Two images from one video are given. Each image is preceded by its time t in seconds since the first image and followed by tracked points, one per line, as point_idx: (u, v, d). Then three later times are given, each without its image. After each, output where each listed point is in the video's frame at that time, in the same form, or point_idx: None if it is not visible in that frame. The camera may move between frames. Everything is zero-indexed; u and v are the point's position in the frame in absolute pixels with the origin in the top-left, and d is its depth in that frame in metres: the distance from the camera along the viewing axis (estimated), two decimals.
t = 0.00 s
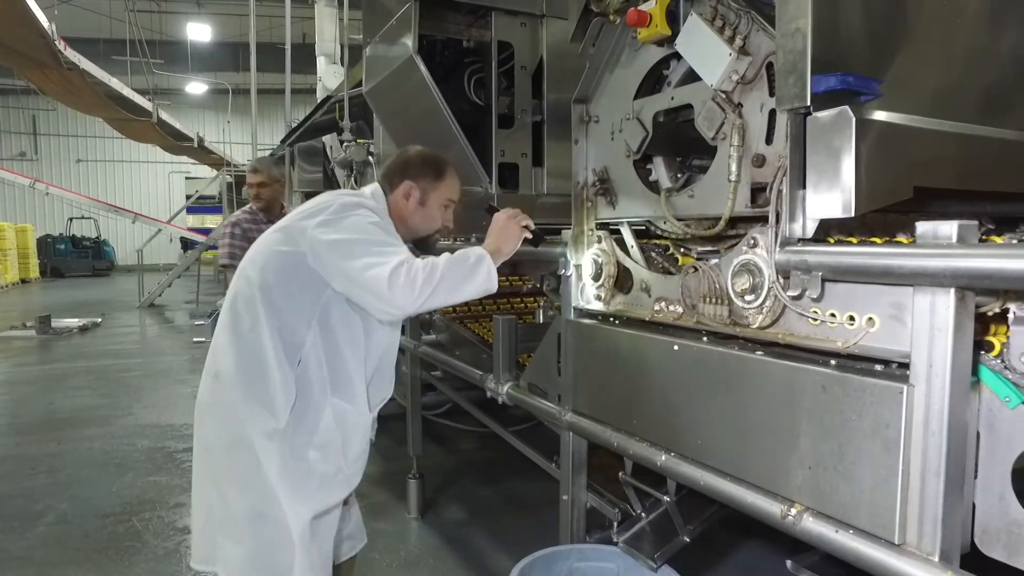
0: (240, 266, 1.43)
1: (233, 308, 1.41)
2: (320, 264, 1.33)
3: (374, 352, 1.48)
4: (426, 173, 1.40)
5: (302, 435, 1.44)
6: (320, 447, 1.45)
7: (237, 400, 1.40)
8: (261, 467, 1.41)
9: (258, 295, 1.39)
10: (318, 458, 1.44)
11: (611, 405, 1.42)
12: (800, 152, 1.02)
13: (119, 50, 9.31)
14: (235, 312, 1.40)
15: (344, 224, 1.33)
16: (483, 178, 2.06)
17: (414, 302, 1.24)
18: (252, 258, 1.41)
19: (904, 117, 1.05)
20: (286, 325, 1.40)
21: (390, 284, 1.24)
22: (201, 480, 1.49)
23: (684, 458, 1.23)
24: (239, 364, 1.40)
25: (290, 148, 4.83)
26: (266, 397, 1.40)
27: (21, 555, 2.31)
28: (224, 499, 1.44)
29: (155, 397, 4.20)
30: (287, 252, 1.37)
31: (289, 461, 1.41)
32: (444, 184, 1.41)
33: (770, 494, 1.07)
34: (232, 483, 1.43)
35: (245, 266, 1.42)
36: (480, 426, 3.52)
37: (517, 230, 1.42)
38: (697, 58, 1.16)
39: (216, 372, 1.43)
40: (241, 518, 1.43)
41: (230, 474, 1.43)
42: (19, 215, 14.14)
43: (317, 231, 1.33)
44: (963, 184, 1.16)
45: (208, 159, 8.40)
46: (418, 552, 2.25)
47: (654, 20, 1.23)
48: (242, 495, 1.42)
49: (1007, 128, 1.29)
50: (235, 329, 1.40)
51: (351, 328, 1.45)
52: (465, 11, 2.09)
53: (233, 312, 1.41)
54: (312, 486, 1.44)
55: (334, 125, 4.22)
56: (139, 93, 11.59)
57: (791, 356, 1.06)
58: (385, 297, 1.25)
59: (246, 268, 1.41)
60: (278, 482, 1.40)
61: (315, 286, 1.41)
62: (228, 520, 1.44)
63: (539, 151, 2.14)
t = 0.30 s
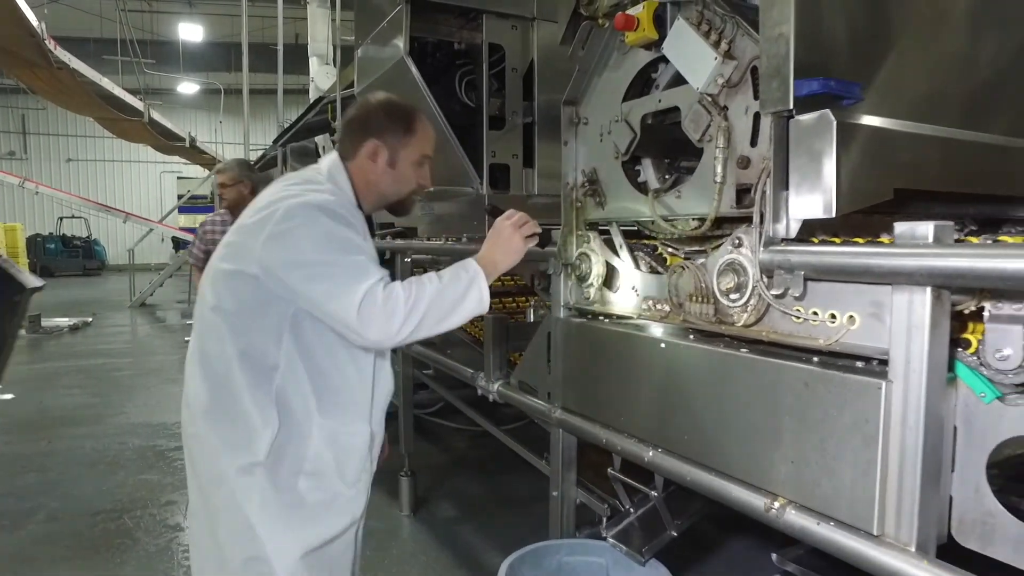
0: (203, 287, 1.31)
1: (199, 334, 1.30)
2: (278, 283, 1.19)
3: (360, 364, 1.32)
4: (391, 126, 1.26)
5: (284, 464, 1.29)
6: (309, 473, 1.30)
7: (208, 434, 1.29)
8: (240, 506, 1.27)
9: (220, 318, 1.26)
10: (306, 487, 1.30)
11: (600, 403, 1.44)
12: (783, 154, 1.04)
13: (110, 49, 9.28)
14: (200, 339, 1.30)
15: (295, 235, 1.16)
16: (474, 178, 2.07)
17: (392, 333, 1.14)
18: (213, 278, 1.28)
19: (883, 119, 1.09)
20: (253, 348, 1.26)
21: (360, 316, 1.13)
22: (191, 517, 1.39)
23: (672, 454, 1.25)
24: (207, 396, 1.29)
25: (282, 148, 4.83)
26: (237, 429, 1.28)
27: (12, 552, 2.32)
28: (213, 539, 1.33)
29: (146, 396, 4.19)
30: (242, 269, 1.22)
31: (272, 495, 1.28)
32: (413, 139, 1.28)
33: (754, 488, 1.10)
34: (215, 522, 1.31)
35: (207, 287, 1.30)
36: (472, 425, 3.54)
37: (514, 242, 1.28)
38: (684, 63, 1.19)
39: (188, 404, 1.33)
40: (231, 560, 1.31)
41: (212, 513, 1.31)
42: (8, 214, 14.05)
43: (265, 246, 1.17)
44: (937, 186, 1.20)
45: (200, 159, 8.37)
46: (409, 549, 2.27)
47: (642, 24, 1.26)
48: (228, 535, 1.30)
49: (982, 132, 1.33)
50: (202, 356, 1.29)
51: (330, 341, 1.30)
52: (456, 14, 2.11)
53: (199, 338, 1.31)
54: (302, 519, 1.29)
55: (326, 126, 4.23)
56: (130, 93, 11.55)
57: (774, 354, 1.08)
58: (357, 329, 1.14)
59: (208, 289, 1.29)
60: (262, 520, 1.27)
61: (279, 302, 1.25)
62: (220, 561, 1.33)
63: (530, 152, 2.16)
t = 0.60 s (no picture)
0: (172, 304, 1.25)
1: (172, 351, 1.25)
2: (248, 299, 1.13)
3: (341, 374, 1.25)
4: (370, 105, 1.22)
5: (265, 484, 1.23)
6: (291, 492, 1.23)
7: (186, 456, 1.25)
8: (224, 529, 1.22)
9: (190, 337, 1.21)
10: (291, 504, 1.23)
11: (585, 400, 1.47)
12: (761, 158, 1.08)
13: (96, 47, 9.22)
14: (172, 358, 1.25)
15: (262, 249, 1.10)
16: (461, 180, 2.09)
17: (376, 350, 1.11)
18: (182, 294, 1.23)
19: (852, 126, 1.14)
20: (222, 365, 1.20)
21: (339, 334, 1.08)
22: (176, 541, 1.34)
23: (655, 449, 1.28)
24: (182, 417, 1.24)
25: (270, 149, 4.83)
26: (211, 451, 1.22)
27: None
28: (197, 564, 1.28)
29: (132, 394, 4.18)
30: (210, 284, 1.17)
31: (254, 515, 1.23)
32: (392, 119, 1.25)
33: (732, 481, 1.14)
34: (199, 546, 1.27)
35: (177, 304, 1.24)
36: (460, 424, 3.56)
37: (517, 248, 1.25)
38: (665, 68, 1.22)
39: (165, 424, 1.29)
40: None
41: (195, 537, 1.27)
42: None
43: (231, 262, 1.11)
44: (902, 191, 1.25)
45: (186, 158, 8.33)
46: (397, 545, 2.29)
47: (625, 31, 1.29)
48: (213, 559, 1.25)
49: (949, 139, 1.38)
50: (175, 375, 1.25)
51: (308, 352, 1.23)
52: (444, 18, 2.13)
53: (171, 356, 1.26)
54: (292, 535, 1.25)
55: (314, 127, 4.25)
56: (116, 92, 11.48)
57: (752, 352, 1.12)
58: (336, 347, 1.10)
59: (178, 306, 1.23)
60: (246, 541, 1.22)
61: (250, 315, 1.20)
62: None
63: (516, 154, 2.19)
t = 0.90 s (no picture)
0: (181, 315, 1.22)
1: (181, 360, 1.23)
2: (255, 314, 1.09)
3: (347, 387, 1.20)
4: (389, 127, 1.16)
5: (262, 499, 1.18)
6: (287, 507, 1.19)
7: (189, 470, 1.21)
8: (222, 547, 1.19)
9: (196, 349, 1.18)
10: (288, 520, 1.19)
11: (566, 398, 1.52)
12: (733, 164, 1.13)
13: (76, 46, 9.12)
14: (180, 370, 1.22)
15: (272, 265, 1.06)
16: (445, 183, 2.12)
17: (387, 367, 1.06)
18: (191, 305, 1.20)
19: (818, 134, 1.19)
20: (225, 379, 1.16)
21: (350, 350, 1.04)
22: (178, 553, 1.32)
23: (633, 445, 1.33)
24: (187, 431, 1.21)
25: (254, 149, 4.82)
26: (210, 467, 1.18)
27: None
28: None
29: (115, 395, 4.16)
30: (217, 298, 1.14)
31: (252, 531, 1.19)
32: (413, 143, 1.19)
33: (706, 474, 1.19)
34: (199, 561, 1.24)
35: (185, 315, 1.21)
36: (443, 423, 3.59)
37: (523, 258, 1.22)
38: (643, 76, 1.27)
39: (173, 432, 1.26)
40: None
41: (195, 552, 1.24)
42: None
43: (239, 277, 1.08)
44: (870, 196, 1.31)
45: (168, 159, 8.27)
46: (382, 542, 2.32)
47: (604, 41, 1.33)
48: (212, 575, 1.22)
49: (916, 145, 1.44)
50: (183, 387, 1.22)
51: (312, 364, 1.19)
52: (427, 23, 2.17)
53: (179, 368, 1.23)
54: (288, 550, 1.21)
55: (298, 129, 4.26)
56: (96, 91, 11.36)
57: (724, 350, 1.17)
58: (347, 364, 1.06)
59: (187, 317, 1.20)
60: (242, 555, 1.19)
61: (256, 328, 1.15)
62: None
63: (499, 157, 2.23)
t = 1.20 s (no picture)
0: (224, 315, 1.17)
1: (220, 364, 1.17)
2: (318, 314, 1.07)
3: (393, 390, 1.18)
4: (443, 141, 1.17)
5: (310, 502, 1.15)
6: (336, 510, 1.15)
7: (230, 476, 1.15)
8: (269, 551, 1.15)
9: (245, 349, 1.13)
10: (335, 525, 1.15)
11: (542, 396, 1.57)
12: (700, 171, 1.19)
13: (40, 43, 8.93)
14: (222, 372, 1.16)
15: (336, 266, 1.05)
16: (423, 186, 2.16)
17: (450, 367, 1.05)
18: (238, 306, 1.15)
19: (780, 142, 1.25)
20: (277, 380, 1.12)
21: (415, 351, 1.03)
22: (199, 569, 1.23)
23: (606, 440, 1.39)
24: (230, 435, 1.15)
25: (228, 150, 4.79)
26: (258, 470, 1.13)
27: None
28: None
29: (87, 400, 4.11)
30: (274, 298, 1.10)
31: (300, 535, 1.15)
32: (463, 161, 1.20)
33: (676, 466, 1.25)
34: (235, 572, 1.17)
35: (230, 315, 1.16)
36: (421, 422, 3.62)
37: (542, 252, 1.22)
38: (616, 87, 1.31)
39: (205, 439, 1.20)
40: None
41: (230, 563, 1.17)
42: None
43: (305, 276, 1.05)
44: (829, 201, 1.38)
45: (137, 159, 8.15)
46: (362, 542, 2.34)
47: (578, 52, 1.38)
48: None
49: (873, 151, 1.52)
50: (224, 390, 1.16)
51: (364, 365, 1.16)
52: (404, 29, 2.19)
53: (220, 370, 1.17)
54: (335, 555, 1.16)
55: (273, 130, 4.25)
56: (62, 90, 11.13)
57: (692, 347, 1.23)
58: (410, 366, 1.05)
59: (233, 317, 1.15)
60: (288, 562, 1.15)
61: (311, 328, 1.12)
62: None
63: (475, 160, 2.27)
